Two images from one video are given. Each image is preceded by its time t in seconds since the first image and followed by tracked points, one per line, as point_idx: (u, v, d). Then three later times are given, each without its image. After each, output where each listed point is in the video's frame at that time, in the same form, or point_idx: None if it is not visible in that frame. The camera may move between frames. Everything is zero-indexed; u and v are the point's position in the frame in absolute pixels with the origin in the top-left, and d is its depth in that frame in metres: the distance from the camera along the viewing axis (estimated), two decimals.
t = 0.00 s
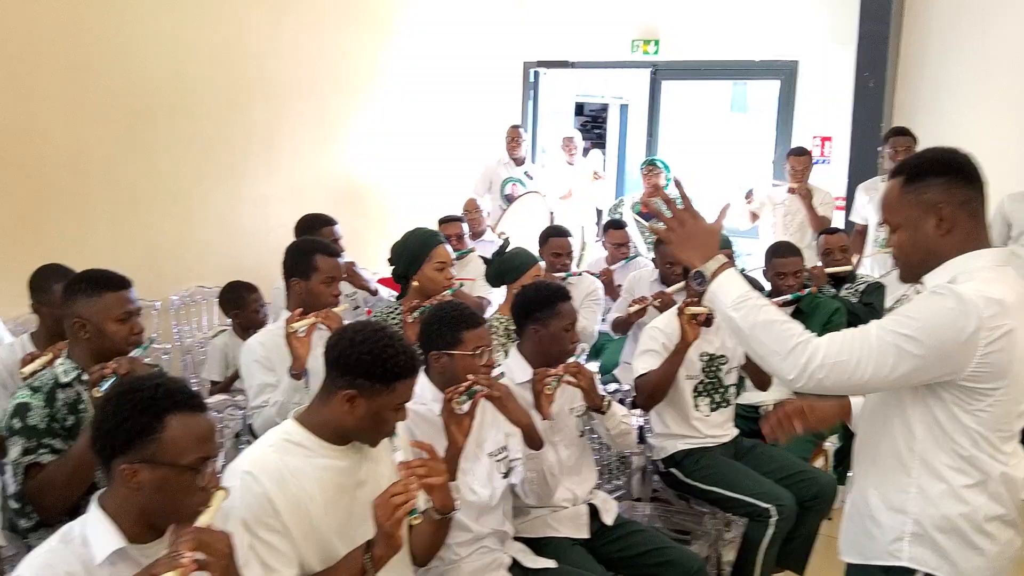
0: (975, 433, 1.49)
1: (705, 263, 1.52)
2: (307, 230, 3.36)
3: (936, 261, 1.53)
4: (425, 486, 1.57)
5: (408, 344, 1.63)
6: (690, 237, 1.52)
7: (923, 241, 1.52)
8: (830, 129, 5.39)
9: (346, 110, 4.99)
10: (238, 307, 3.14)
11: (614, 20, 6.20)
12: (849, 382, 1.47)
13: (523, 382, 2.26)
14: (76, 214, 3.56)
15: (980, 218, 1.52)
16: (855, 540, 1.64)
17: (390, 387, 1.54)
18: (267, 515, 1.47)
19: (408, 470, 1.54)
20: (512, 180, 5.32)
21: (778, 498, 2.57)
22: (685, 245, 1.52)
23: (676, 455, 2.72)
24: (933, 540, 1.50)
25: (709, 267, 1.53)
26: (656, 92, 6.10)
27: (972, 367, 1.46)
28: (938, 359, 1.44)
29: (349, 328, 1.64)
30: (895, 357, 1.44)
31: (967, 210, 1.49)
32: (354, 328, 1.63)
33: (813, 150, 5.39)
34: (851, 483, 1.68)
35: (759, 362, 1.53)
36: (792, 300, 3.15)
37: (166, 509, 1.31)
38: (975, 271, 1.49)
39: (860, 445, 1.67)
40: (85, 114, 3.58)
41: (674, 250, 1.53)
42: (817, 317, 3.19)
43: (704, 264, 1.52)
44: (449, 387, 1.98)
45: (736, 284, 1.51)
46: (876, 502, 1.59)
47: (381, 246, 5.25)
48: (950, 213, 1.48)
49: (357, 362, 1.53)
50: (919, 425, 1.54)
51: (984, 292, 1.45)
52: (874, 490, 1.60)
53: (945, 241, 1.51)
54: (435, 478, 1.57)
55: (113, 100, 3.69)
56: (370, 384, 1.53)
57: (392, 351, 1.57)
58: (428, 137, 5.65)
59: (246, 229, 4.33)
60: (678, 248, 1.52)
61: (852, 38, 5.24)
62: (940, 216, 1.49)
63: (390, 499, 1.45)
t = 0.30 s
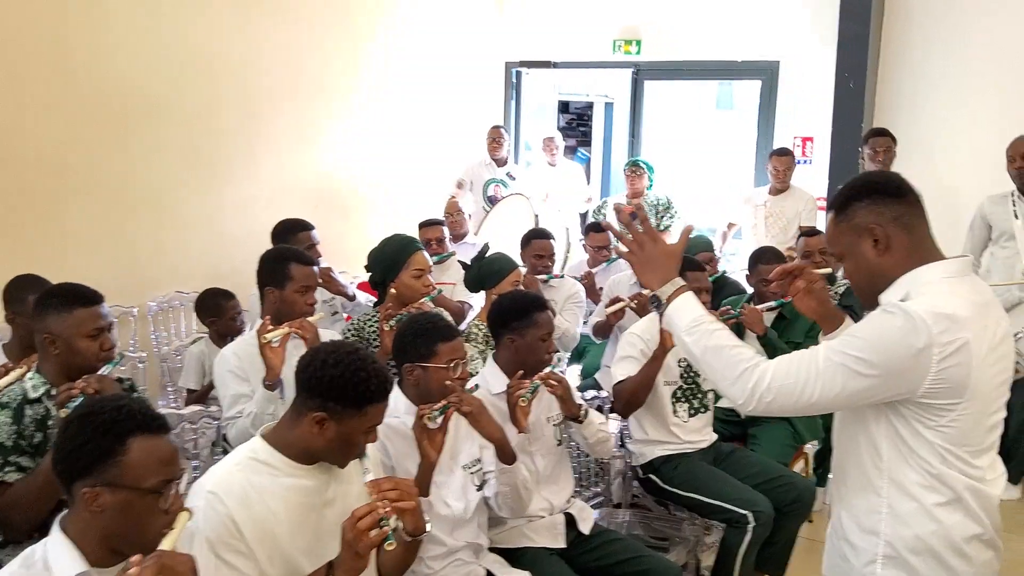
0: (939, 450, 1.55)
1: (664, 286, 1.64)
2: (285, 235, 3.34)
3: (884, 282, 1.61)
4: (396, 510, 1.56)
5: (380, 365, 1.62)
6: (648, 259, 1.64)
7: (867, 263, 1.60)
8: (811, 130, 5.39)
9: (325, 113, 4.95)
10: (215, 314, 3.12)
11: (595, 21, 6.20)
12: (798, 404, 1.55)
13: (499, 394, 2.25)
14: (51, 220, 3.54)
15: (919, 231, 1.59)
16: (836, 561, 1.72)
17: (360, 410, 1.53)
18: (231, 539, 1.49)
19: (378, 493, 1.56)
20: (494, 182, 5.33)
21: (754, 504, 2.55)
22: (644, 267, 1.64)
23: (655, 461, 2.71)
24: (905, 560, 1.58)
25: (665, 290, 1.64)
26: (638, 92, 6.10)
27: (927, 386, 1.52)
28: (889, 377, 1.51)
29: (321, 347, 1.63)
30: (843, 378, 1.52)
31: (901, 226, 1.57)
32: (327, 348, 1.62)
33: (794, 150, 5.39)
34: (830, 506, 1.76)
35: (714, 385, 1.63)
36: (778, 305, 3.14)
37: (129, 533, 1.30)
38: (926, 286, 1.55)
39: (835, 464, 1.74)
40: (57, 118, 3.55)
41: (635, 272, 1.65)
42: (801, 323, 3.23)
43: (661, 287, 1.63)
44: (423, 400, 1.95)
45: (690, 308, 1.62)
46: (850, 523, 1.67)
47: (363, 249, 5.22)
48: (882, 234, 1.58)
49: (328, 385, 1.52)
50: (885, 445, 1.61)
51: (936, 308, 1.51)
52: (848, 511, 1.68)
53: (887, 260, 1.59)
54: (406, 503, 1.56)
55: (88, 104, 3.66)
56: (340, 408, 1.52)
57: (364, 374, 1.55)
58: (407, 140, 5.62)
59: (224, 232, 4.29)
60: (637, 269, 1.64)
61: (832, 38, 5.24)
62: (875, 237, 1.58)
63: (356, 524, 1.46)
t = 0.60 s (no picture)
0: (918, 453, 1.56)
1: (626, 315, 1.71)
2: (262, 247, 3.32)
3: (846, 287, 1.63)
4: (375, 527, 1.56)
5: (351, 380, 1.59)
6: (607, 292, 1.72)
7: (826, 270, 1.62)
8: (789, 121, 5.40)
9: (303, 121, 4.93)
10: (193, 330, 3.10)
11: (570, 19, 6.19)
12: (771, 422, 1.56)
13: (479, 404, 2.24)
14: (26, 238, 3.51)
15: (873, 234, 1.61)
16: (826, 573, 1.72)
17: (332, 427, 1.51)
18: (207, 566, 1.46)
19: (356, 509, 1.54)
20: (475, 183, 5.33)
21: (740, 503, 2.55)
22: (605, 299, 1.72)
23: (641, 462, 2.71)
24: (894, 565, 1.58)
25: (627, 320, 1.69)
26: (615, 89, 6.11)
27: (896, 390, 1.53)
28: (858, 386, 1.52)
29: (291, 366, 1.61)
30: (813, 391, 1.54)
31: (857, 232, 1.59)
32: (297, 367, 1.59)
33: (773, 141, 5.39)
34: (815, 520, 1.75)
35: (685, 411, 1.64)
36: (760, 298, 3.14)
37: (101, 569, 1.27)
38: (886, 290, 1.58)
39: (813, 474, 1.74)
40: (29, 133, 3.53)
41: (597, 304, 1.73)
42: (785, 313, 3.23)
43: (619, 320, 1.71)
44: (401, 415, 1.94)
45: (653, 336, 1.65)
46: (837, 534, 1.66)
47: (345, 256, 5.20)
48: (839, 241, 1.59)
49: (298, 404, 1.51)
50: (863, 452, 1.61)
51: (897, 311, 1.53)
52: (833, 522, 1.67)
53: (846, 266, 1.61)
54: (385, 520, 1.56)
55: (62, 120, 3.64)
56: (312, 426, 1.50)
57: (334, 390, 1.54)
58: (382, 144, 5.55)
59: (204, 244, 4.26)
60: (598, 302, 1.72)
61: (807, 28, 5.25)
62: (833, 245, 1.60)
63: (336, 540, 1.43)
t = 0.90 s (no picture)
0: (892, 440, 1.55)
1: (597, 319, 1.64)
2: (236, 265, 3.29)
3: (812, 279, 1.63)
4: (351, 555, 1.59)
5: (325, 408, 1.59)
6: (578, 297, 1.65)
7: (793, 262, 1.62)
8: (761, 110, 5.41)
9: (275, 133, 4.91)
10: (171, 353, 3.07)
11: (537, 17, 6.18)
12: (749, 416, 1.55)
13: (460, 415, 2.23)
14: None
15: (840, 226, 1.61)
16: (806, 567, 1.71)
17: (307, 457, 1.51)
18: None
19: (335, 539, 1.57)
20: (450, 187, 5.31)
21: (727, 499, 2.55)
22: (575, 304, 1.65)
23: (627, 464, 2.70)
24: (875, 555, 1.57)
25: (601, 322, 1.64)
26: (586, 86, 6.10)
27: (870, 380, 1.53)
28: (833, 377, 1.51)
29: (264, 395, 1.60)
30: (789, 383, 1.52)
31: (823, 223, 1.59)
32: (270, 396, 1.59)
33: (746, 131, 5.40)
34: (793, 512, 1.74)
35: (663, 411, 1.62)
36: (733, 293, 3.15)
37: None
38: (854, 281, 1.57)
39: (789, 468, 1.73)
40: None
41: (567, 310, 1.65)
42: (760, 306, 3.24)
43: (592, 323, 1.64)
44: (379, 434, 1.94)
45: (626, 337, 1.62)
46: (815, 527, 1.65)
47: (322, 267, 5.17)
48: (806, 232, 1.59)
49: (272, 435, 1.50)
50: (838, 443, 1.60)
51: (868, 302, 1.52)
52: (811, 515, 1.66)
53: (812, 257, 1.61)
54: (360, 548, 1.60)
55: (29, 145, 3.60)
56: (287, 456, 1.49)
57: (309, 420, 1.53)
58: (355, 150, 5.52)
59: (179, 261, 4.22)
60: (569, 308, 1.64)
61: (774, 16, 5.26)
62: (799, 236, 1.60)
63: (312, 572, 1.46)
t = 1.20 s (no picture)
0: (859, 438, 1.59)
1: (576, 323, 1.62)
2: (214, 270, 3.26)
3: (784, 280, 1.65)
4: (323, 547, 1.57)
5: (283, 408, 1.59)
6: (554, 301, 1.63)
7: (769, 263, 1.64)
8: (740, 113, 5.45)
9: (255, 136, 4.88)
10: (147, 360, 3.04)
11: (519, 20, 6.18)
12: (730, 417, 1.54)
13: (437, 422, 2.20)
14: None
15: (815, 231, 1.65)
16: (772, 564, 1.72)
17: (270, 457, 1.51)
18: None
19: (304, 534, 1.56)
20: (430, 190, 5.30)
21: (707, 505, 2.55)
22: (552, 308, 1.63)
23: (607, 470, 2.69)
24: (845, 550, 1.59)
25: (579, 327, 1.62)
26: (567, 88, 6.12)
27: (842, 379, 1.56)
28: (810, 377, 1.53)
29: (221, 402, 1.60)
30: (768, 384, 1.54)
31: (802, 229, 1.63)
32: (227, 401, 1.59)
33: (726, 134, 5.43)
34: (757, 509, 1.76)
35: (643, 414, 1.60)
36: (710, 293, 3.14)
37: None
38: (826, 284, 1.61)
39: (756, 467, 1.74)
40: None
41: (543, 315, 1.64)
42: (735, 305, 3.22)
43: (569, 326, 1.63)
44: (356, 444, 1.94)
45: (606, 341, 1.60)
46: (784, 524, 1.66)
47: (301, 270, 5.15)
48: (788, 234, 1.62)
49: (233, 438, 1.50)
50: (808, 442, 1.62)
51: (838, 305, 1.56)
52: (779, 513, 1.67)
53: (789, 260, 1.63)
54: (331, 538, 1.58)
55: (6, 147, 3.56)
56: (250, 458, 1.49)
57: (268, 420, 1.53)
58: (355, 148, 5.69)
59: (158, 265, 4.19)
60: (546, 312, 1.63)
61: (753, 20, 5.29)
62: (779, 238, 1.62)
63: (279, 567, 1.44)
